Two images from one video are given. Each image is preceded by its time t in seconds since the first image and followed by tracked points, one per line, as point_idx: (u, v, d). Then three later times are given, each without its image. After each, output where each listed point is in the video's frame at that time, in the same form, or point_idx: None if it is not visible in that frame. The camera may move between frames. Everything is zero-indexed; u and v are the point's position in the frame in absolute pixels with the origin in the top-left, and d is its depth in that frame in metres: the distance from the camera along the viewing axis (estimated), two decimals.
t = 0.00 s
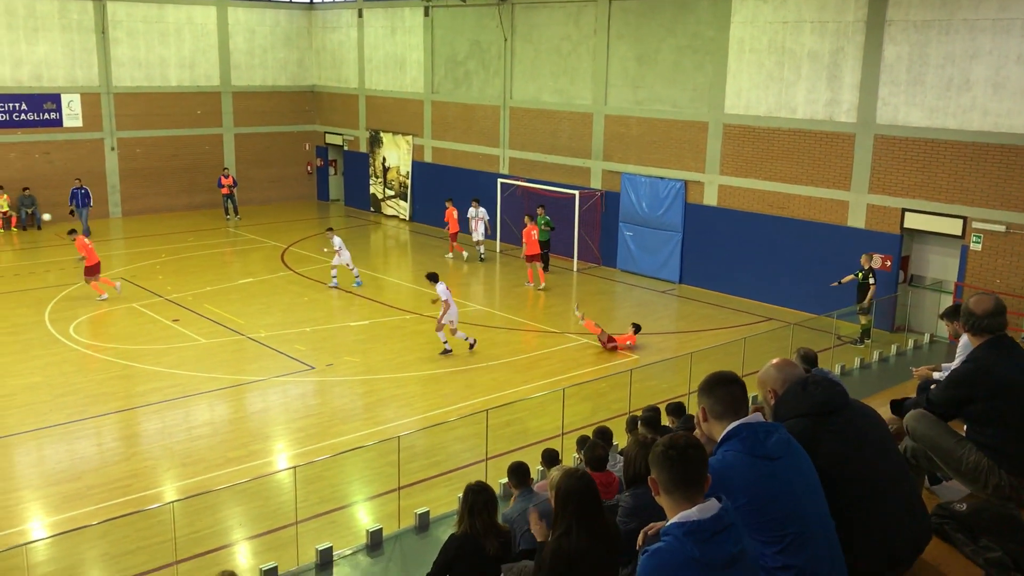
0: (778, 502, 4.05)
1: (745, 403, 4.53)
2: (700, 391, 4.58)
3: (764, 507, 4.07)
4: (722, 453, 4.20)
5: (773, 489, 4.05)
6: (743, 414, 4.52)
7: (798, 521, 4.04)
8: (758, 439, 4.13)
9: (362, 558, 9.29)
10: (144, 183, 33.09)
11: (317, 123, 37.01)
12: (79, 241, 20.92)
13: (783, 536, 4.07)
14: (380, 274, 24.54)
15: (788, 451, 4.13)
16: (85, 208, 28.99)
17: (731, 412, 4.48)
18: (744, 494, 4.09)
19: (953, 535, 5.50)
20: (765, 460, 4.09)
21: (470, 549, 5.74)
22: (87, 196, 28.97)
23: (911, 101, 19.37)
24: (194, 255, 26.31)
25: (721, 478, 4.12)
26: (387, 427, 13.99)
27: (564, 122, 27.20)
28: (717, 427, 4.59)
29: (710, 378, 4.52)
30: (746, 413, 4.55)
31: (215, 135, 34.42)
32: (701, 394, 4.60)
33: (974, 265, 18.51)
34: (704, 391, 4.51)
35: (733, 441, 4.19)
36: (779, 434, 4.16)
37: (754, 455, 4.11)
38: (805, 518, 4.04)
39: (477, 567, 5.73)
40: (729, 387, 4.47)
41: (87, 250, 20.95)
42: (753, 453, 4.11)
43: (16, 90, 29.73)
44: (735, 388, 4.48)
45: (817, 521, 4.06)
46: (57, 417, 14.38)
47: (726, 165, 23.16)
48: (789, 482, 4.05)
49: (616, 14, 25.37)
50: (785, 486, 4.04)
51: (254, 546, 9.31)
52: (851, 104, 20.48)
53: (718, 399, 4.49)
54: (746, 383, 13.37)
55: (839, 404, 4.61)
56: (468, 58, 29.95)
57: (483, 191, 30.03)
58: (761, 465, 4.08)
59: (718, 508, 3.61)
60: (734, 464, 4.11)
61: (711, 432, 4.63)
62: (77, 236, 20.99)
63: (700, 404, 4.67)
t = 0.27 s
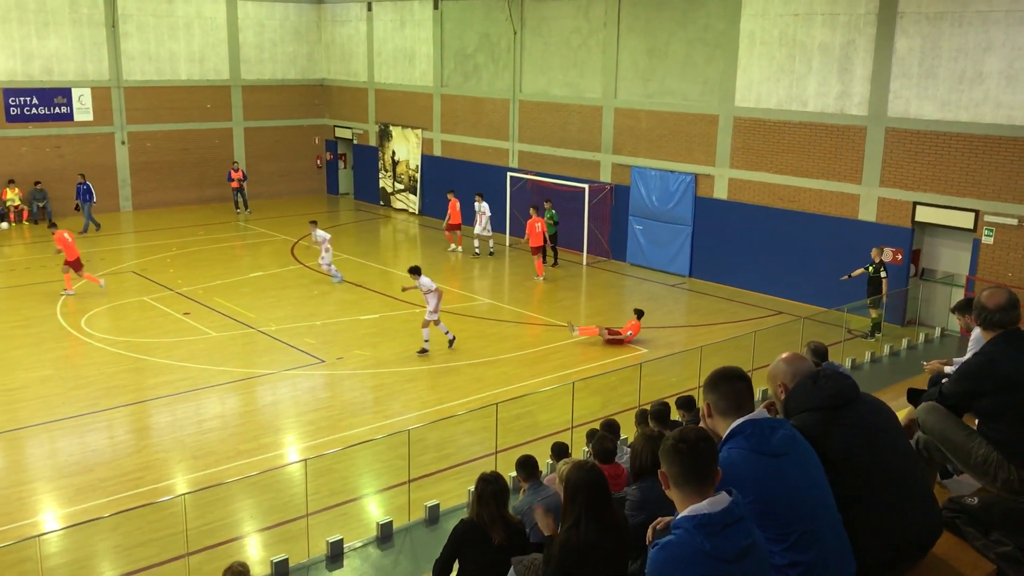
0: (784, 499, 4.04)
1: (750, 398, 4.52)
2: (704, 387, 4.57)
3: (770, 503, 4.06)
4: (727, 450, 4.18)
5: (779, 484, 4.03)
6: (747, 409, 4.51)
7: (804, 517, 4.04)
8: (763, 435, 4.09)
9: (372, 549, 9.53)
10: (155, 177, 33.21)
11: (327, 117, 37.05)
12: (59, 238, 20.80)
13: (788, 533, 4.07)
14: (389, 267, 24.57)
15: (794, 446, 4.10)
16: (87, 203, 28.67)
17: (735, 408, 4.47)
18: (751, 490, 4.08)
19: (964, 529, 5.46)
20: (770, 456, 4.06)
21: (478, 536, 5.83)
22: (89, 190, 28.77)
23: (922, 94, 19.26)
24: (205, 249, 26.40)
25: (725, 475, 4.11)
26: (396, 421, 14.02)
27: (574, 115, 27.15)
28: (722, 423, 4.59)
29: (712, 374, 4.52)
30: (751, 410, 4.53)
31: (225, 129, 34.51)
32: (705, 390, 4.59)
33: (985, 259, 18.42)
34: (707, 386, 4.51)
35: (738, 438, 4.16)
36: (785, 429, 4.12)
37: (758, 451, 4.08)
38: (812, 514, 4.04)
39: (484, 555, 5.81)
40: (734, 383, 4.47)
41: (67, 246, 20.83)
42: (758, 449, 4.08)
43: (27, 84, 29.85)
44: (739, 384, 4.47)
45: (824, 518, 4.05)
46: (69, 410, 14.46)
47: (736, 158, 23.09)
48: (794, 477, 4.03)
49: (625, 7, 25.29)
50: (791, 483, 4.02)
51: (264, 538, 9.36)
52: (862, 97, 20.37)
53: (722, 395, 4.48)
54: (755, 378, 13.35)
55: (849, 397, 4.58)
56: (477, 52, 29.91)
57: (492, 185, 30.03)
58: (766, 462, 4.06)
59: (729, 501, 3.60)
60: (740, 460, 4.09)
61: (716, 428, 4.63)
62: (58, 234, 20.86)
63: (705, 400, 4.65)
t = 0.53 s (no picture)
0: (791, 502, 4.03)
1: (756, 401, 4.52)
2: (709, 389, 4.57)
3: (776, 506, 4.05)
4: (734, 453, 4.19)
5: (784, 487, 4.03)
6: (754, 412, 4.51)
7: (811, 519, 4.02)
8: (768, 439, 4.11)
9: (382, 547, 9.52)
10: (168, 174, 33.38)
11: (340, 116, 37.14)
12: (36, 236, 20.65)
13: (795, 536, 4.05)
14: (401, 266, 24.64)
15: (800, 449, 4.10)
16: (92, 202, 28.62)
17: (740, 411, 4.48)
18: (757, 492, 4.08)
19: (976, 532, 5.49)
20: (775, 459, 4.07)
21: (487, 532, 5.85)
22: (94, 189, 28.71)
23: (936, 94, 19.16)
24: (218, 246, 26.53)
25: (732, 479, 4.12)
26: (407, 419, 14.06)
27: (586, 114, 27.13)
28: (726, 426, 4.59)
29: (716, 376, 4.53)
30: (757, 413, 4.54)
31: (238, 127, 34.65)
32: (710, 393, 4.59)
33: (999, 260, 18.31)
34: (712, 389, 4.52)
35: (743, 442, 4.18)
36: (790, 432, 4.13)
37: (764, 455, 4.09)
38: (819, 517, 4.02)
39: (492, 550, 5.83)
40: (737, 386, 4.48)
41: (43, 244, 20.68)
42: (763, 453, 4.09)
43: (42, 82, 30.06)
44: (743, 386, 4.48)
45: (830, 520, 4.03)
46: (82, 406, 14.57)
47: (749, 158, 23.03)
48: (800, 480, 4.03)
49: (638, 6, 25.25)
50: (797, 485, 4.02)
51: (275, 534, 9.40)
52: (876, 97, 20.29)
53: (726, 399, 4.49)
54: (766, 379, 13.32)
55: (859, 399, 4.56)
56: (490, 51, 29.92)
57: (504, 184, 30.04)
58: (772, 464, 4.07)
59: (738, 503, 3.61)
60: (747, 464, 4.11)
61: (721, 431, 4.62)
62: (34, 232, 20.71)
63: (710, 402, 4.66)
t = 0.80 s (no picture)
0: (800, 510, 3.95)
1: (769, 409, 4.46)
2: (721, 395, 4.52)
3: (786, 515, 3.98)
4: (745, 461, 4.12)
5: (795, 496, 3.96)
6: (767, 420, 4.45)
7: (822, 527, 3.94)
8: (779, 447, 4.04)
9: (391, 550, 9.54)
10: (183, 174, 33.51)
11: (354, 118, 37.20)
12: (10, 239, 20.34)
13: (805, 544, 3.96)
14: (413, 268, 24.63)
15: (811, 457, 4.03)
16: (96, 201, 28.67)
17: (753, 419, 4.41)
18: (768, 500, 4.01)
19: (989, 544, 5.42)
20: (786, 468, 4.00)
21: (496, 532, 5.80)
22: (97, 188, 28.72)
23: (954, 101, 19.01)
24: (231, 246, 26.60)
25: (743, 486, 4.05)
26: (418, 421, 14.03)
27: (600, 118, 27.07)
28: (739, 434, 4.52)
29: (730, 383, 4.48)
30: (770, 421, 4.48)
31: (253, 128, 34.77)
32: (722, 399, 4.54)
33: (1016, 269, 18.12)
34: (725, 396, 4.47)
35: (754, 450, 4.12)
36: (801, 440, 4.07)
37: (776, 463, 4.03)
38: (829, 525, 3.93)
39: (501, 551, 5.78)
40: (751, 393, 4.42)
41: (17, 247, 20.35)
42: (774, 461, 4.03)
43: (59, 81, 30.26)
44: (757, 394, 4.42)
45: (841, 528, 3.94)
46: (94, 404, 14.61)
47: (764, 163, 22.90)
48: (811, 489, 3.96)
49: (654, 10, 25.18)
50: (808, 493, 3.95)
51: (285, 536, 9.40)
52: (892, 103, 20.16)
53: (741, 406, 4.43)
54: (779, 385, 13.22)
55: (873, 408, 4.50)
56: (505, 53, 29.90)
57: (517, 187, 30.01)
58: (783, 472, 3.99)
59: (750, 512, 3.56)
60: (757, 473, 4.04)
61: (732, 437, 4.56)
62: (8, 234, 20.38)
63: (722, 408, 4.61)
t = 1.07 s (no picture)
0: (813, 515, 3.91)
1: (781, 414, 4.43)
2: (733, 400, 4.48)
3: (798, 520, 3.94)
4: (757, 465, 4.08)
5: (808, 501, 3.92)
6: (778, 425, 4.41)
7: (834, 533, 3.90)
8: (791, 453, 4.00)
9: (401, 552, 9.34)
10: (198, 175, 33.68)
11: (368, 119, 37.29)
12: None
13: (817, 550, 3.92)
14: (426, 270, 24.66)
15: (824, 462, 3.99)
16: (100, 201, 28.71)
17: (765, 424, 4.38)
18: (780, 505, 3.96)
19: (1001, 551, 5.38)
20: (797, 473, 3.96)
21: (504, 535, 5.75)
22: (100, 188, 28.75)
23: (970, 106, 18.88)
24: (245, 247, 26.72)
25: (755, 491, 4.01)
26: (429, 423, 14.04)
27: (614, 121, 27.03)
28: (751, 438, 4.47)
29: (742, 388, 4.45)
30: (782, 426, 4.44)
31: (267, 129, 34.92)
32: (734, 404, 4.50)
33: None
34: (736, 400, 4.43)
35: (766, 454, 4.07)
36: (814, 446, 4.02)
37: (788, 468, 3.98)
38: (842, 531, 3.90)
39: (512, 555, 5.71)
40: (764, 399, 4.39)
41: None
42: (787, 467, 3.98)
43: (75, 82, 30.48)
44: (770, 399, 4.40)
45: (853, 533, 3.90)
46: (108, 403, 14.70)
47: (778, 167, 22.83)
48: (824, 495, 3.92)
49: (668, 14, 25.15)
50: (821, 499, 3.91)
51: (296, 536, 9.42)
52: (908, 108, 20.06)
53: (753, 411, 4.39)
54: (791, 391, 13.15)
55: (887, 414, 4.44)
56: (519, 56, 29.91)
57: (530, 190, 30.00)
58: (796, 477, 3.95)
59: (773, 521, 3.53)
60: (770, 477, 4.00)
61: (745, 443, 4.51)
62: None
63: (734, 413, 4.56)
